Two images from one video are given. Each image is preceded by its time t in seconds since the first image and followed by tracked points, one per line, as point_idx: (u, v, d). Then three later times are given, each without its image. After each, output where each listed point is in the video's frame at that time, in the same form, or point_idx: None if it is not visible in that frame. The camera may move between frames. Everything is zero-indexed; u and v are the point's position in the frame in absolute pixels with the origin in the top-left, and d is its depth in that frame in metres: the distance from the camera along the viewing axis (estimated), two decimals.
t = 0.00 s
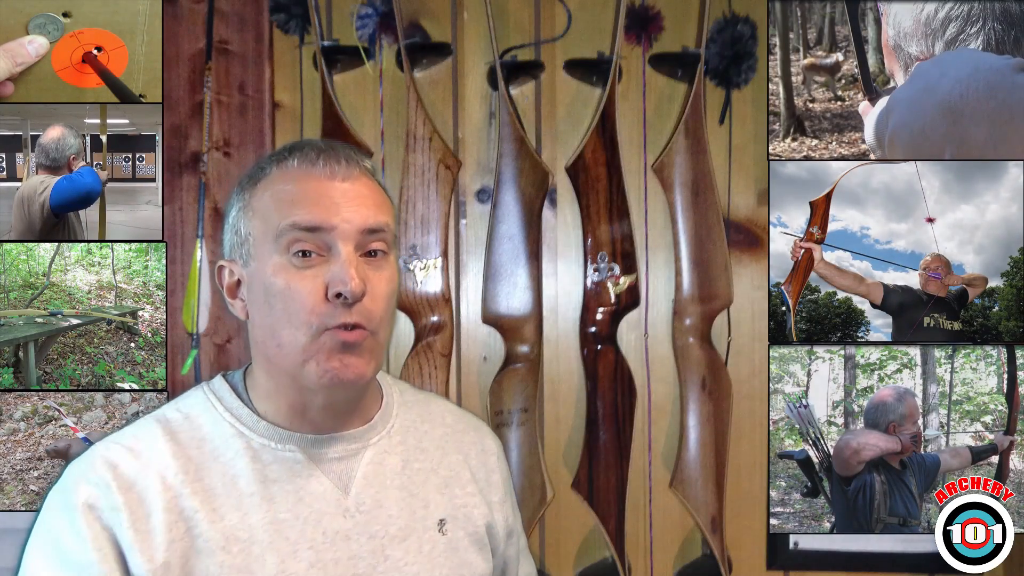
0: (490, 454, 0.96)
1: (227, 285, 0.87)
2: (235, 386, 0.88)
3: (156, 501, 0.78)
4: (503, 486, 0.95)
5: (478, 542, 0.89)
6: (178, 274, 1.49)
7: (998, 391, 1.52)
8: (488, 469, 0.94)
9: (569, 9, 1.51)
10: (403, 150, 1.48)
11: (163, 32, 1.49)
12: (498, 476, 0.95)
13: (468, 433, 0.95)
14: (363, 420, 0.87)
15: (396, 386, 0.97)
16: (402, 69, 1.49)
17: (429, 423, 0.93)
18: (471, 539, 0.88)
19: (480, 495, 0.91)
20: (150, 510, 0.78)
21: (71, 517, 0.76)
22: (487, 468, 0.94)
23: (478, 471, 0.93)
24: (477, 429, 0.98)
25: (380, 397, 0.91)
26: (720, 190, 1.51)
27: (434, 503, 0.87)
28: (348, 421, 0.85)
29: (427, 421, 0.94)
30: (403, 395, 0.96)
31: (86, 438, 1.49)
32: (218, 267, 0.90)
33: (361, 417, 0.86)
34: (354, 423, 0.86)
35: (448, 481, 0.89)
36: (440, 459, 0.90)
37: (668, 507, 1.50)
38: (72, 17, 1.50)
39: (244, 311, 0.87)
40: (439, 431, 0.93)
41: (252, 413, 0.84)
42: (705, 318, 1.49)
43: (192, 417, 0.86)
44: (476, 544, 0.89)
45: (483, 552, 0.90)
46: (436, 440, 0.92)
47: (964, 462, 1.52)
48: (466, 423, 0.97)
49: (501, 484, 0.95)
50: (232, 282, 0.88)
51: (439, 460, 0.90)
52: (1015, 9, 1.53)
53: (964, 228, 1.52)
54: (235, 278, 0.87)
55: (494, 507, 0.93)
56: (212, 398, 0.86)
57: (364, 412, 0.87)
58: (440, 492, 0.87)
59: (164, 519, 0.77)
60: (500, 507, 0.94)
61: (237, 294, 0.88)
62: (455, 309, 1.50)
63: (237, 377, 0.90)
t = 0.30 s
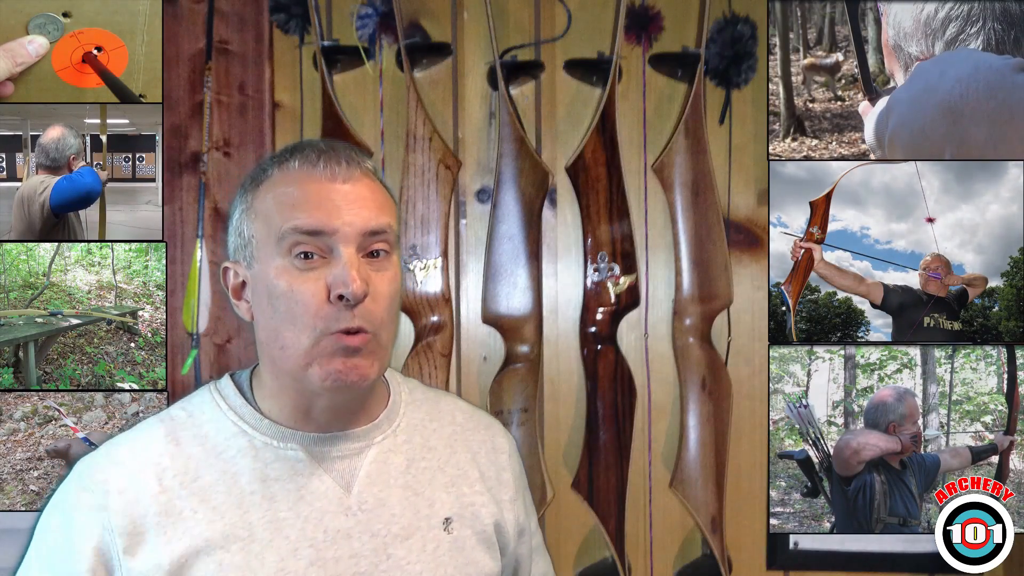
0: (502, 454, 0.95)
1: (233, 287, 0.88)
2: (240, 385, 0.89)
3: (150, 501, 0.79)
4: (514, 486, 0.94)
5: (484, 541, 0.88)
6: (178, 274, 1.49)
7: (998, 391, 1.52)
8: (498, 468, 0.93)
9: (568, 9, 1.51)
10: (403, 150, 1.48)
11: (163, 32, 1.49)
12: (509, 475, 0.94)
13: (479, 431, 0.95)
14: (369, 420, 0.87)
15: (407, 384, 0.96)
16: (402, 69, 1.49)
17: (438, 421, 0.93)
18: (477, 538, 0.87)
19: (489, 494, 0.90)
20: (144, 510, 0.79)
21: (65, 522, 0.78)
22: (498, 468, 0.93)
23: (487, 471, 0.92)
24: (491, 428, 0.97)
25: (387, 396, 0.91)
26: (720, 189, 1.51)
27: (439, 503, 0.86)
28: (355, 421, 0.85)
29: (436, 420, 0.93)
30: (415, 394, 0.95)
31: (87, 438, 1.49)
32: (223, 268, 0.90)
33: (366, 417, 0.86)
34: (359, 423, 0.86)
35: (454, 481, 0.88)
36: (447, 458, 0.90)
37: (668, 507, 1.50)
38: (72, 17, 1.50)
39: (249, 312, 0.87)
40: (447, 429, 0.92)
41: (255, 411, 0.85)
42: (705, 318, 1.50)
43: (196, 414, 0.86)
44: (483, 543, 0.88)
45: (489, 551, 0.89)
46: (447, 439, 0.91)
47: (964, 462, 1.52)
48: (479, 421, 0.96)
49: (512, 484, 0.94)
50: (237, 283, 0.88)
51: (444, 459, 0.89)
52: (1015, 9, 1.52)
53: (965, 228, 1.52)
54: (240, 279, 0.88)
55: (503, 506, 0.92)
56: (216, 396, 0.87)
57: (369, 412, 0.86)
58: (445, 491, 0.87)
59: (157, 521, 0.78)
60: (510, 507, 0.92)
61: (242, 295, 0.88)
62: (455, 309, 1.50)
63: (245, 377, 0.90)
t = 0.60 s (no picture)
0: (511, 457, 0.93)
1: (234, 290, 0.88)
2: (244, 383, 0.91)
3: (147, 492, 0.82)
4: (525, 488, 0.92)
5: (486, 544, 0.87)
6: (178, 274, 1.49)
7: (998, 391, 1.52)
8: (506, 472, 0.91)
9: (568, 9, 1.51)
10: (403, 150, 1.48)
11: (163, 32, 1.49)
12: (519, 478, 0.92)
13: (486, 435, 0.93)
14: (369, 419, 0.87)
15: (416, 385, 0.95)
16: (402, 69, 1.49)
17: (445, 423, 0.92)
18: (479, 540, 0.86)
19: (493, 496, 0.89)
20: (139, 500, 0.81)
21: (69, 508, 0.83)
22: (506, 470, 0.92)
23: (493, 472, 0.91)
24: (503, 429, 0.95)
25: (391, 388, 0.92)
26: (720, 189, 1.51)
27: (438, 503, 0.85)
28: (358, 419, 0.86)
29: (441, 423, 0.92)
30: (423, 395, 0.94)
31: (86, 438, 1.49)
32: (224, 270, 0.90)
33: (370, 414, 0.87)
34: (362, 421, 0.86)
35: (457, 481, 0.87)
36: (450, 459, 0.89)
37: (668, 507, 1.50)
38: (72, 17, 1.50)
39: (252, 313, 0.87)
40: (456, 431, 0.92)
41: (253, 408, 0.86)
42: (705, 319, 1.50)
43: (200, 408, 0.89)
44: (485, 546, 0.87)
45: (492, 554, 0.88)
46: (453, 443, 0.90)
47: (964, 462, 1.52)
48: (487, 423, 0.95)
49: (522, 487, 0.92)
50: (237, 286, 0.89)
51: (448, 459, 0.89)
52: (1015, 9, 1.53)
53: (965, 228, 1.52)
54: (241, 281, 0.88)
55: (509, 509, 0.90)
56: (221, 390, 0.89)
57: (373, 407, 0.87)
58: (445, 492, 0.86)
59: (151, 511, 0.81)
60: (516, 510, 0.90)
61: (244, 297, 0.88)
62: (455, 309, 1.50)
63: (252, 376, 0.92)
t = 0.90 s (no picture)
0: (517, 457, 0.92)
1: (239, 286, 0.90)
2: (251, 378, 0.93)
3: (151, 481, 0.87)
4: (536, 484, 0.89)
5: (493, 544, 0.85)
6: (178, 273, 1.49)
7: (998, 391, 1.52)
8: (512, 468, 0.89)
9: (568, 9, 1.51)
10: (403, 150, 1.49)
11: (163, 32, 1.49)
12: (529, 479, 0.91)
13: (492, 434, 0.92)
14: (370, 416, 0.86)
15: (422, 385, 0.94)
16: (402, 69, 1.49)
17: (449, 423, 0.91)
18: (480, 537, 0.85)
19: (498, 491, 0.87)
20: (145, 488, 0.87)
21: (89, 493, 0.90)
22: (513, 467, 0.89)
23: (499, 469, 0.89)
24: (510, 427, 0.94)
25: (395, 386, 0.91)
26: (720, 189, 1.51)
27: (434, 501, 0.85)
28: (359, 414, 0.86)
29: (445, 423, 0.91)
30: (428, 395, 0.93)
31: (87, 438, 1.50)
32: (229, 266, 0.92)
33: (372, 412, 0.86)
34: (363, 416, 0.86)
35: (458, 480, 0.87)
36: (452, 458, 0.88)
37: (668, 507, 1.50)
38: (72, 17, 1.50)
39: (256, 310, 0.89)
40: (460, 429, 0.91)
41: (254, 401, 0.89)
42: (705, 319, 1.50)
43: (208, 401, 0.93)
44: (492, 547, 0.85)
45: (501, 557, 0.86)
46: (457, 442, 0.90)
47: (964, 462, 1.52)
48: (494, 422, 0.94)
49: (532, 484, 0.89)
50: (242, 282, 0.90)
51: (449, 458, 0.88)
52: (1015, 9, 1.52)
53: (964, 228, 1.52)
54: (246, 278, 0.89)
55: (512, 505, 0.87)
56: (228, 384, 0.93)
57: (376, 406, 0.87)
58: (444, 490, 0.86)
59: (153, 499, 0.86)
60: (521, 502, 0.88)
61: (248, 293, 0.90)
62: (456, 309, 1.50)
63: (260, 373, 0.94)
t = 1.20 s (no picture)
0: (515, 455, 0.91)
1: (233, 291, 0.90)
2: (244, 381, 0.94)
3: (143, 484, 0.87)
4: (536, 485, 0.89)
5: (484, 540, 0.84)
6: (178, 273, 1.49)
7: (998, 391, 1.52)
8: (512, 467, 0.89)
9: (568, 9, 1.51)
10: (403, 150, 1.49)
11: (163, 32, 1.49)
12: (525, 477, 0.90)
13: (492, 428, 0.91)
14: (358, 417, 0.87)
15: (419, 383, 0.94)
16: (402, 69, 1.49)
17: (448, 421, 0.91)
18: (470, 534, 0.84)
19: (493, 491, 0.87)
20: (137, 492, 0.87)
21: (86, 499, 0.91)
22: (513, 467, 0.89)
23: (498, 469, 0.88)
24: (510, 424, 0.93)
25: (389, 383, 0.91)
26: (720, 189, 1.51)
27: (422, 497, 0.84)
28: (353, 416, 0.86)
29: (439, 421, 0.91)
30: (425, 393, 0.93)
31: (87, 438, 1.49)
32: (223, 270, 0.92)
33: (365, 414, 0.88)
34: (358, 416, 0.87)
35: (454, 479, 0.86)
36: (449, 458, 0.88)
37: (668, 507, 1.50)
38: (72, 17, 1.50)
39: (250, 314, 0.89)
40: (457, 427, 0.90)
41: (245, 405, 0.90)
42: (705, 319, 1.50)
43: (202, 405, 0.93)
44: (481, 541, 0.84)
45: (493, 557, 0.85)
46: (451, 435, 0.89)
47: (964, 462, 1.52)
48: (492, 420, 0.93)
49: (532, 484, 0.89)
50: (236, 287, 0.91)
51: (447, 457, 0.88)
52: (1015, 9, 1.52)
53: (965, 228, 1.52)
54: (239, 282, 0.90)
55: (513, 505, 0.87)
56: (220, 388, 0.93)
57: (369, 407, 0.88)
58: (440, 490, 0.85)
59: (145, 502, 0.86)
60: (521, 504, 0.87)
61: (242, 298, 0.91)
62: (456, 309, 1.50)
63: (253, 377, 0.95)
